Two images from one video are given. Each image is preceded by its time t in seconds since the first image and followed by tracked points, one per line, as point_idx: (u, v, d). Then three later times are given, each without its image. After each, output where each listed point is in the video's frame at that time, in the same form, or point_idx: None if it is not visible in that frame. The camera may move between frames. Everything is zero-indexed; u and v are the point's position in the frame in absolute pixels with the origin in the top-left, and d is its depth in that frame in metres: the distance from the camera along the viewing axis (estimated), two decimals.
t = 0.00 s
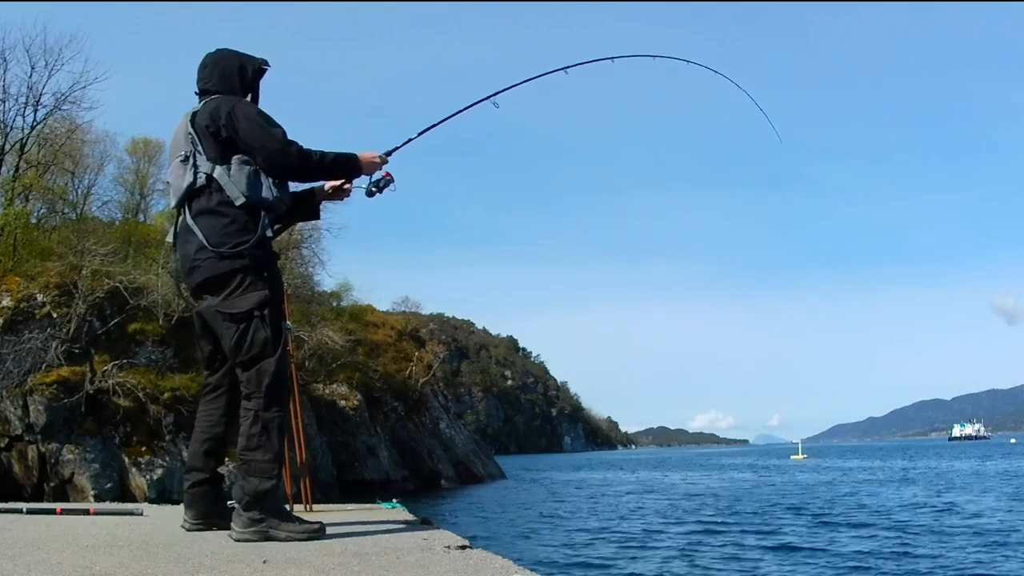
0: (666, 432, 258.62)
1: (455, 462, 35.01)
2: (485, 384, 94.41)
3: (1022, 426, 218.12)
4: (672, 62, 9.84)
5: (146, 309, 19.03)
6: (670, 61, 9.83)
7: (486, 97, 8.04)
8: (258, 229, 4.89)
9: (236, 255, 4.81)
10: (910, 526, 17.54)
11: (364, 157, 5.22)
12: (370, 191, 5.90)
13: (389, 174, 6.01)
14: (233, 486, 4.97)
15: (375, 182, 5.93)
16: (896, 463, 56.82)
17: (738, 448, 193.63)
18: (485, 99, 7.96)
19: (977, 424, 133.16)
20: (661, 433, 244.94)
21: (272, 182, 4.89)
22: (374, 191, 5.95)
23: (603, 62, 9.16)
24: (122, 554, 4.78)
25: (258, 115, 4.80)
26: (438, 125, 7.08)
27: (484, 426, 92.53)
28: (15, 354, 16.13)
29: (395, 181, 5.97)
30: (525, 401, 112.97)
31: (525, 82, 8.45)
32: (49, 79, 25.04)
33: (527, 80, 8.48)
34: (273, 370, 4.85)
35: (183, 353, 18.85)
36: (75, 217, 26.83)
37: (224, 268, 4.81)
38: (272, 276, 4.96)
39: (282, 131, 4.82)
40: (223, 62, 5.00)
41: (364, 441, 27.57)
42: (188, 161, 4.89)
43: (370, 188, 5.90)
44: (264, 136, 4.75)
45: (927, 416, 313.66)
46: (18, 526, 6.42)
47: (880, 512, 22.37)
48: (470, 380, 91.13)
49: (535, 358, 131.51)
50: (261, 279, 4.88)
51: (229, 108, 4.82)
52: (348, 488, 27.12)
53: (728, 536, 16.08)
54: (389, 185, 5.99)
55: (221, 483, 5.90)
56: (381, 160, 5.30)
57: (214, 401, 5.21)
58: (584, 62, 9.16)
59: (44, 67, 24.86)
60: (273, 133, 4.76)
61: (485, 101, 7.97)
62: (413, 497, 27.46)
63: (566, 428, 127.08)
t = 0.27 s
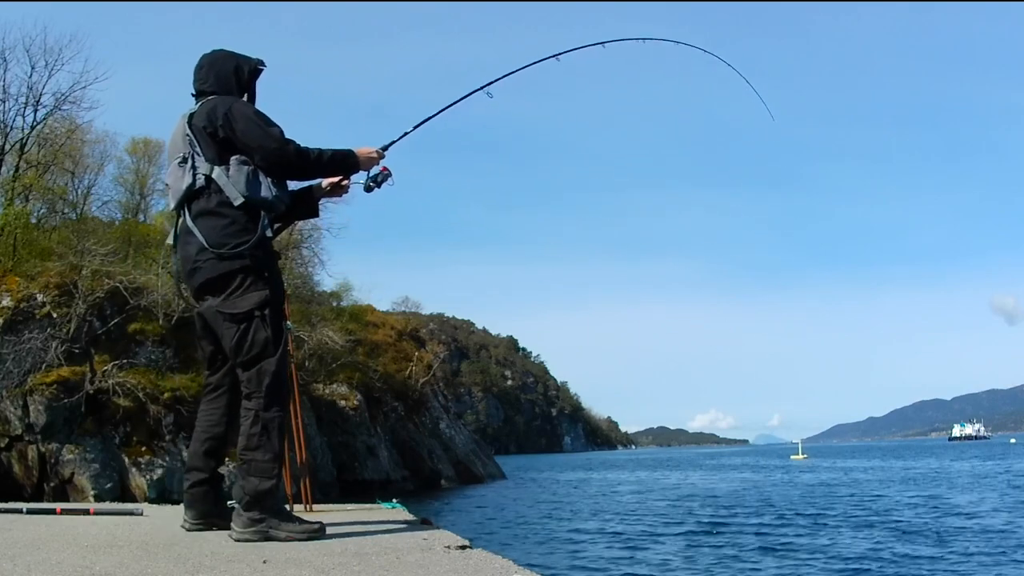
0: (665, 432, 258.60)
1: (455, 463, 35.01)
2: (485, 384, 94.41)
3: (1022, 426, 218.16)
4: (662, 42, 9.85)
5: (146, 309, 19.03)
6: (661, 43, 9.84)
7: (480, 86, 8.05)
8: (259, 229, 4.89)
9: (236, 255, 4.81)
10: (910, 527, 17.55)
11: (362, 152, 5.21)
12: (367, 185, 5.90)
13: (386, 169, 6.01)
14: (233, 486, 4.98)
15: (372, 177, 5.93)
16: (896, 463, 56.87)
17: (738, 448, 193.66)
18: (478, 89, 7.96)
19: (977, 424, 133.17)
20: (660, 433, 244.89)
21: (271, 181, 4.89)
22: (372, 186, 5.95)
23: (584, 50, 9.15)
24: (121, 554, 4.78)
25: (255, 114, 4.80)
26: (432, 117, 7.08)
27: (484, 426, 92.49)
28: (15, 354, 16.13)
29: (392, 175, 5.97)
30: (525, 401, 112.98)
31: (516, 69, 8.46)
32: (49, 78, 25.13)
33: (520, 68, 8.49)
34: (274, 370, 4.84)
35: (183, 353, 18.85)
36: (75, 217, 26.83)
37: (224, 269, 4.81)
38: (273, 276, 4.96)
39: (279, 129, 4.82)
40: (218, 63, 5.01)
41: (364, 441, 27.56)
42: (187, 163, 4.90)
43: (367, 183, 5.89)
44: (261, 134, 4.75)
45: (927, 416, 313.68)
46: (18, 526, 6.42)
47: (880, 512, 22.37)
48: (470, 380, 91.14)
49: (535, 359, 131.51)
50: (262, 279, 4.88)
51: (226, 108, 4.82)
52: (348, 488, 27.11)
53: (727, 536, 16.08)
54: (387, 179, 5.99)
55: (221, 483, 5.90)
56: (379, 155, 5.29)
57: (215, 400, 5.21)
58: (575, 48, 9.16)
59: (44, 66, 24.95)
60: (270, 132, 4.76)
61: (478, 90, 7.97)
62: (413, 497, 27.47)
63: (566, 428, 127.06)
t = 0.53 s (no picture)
0: (665, 432, 258.59)
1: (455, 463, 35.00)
2: (485, 384, 94.42)
3: (1022, 426, 218.18)
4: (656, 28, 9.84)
5: (146, 309, 19.04)
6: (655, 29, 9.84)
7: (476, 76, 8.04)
8: (258, 229, 4.89)
9: (236, 256, 4.81)
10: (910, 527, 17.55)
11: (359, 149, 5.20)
12: (366, 182, 5.90)
13: (384, 164, 6.01)
14: (233, 486, 4.98)
15: (370, 173, 5.92)
16: (896, 463, 56.88)
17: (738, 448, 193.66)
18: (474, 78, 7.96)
19: (977, 424, 133.15)
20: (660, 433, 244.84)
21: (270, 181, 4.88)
22: (369, 181, 5.95)
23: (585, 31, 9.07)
24: (121, 554, 4.78)
25: (251, 114, 4.79)
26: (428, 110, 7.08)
27: (484, 426, 92.43)
28: (15, 354, 16.13)
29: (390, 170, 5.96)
30: (525, 401, 112.95)
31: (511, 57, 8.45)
32: (49, 78, 25.20)
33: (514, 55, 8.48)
34: (273, 370, 4.84)
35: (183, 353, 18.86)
36: (75, 217, 26.83)
37: (225, 269, 4.81)
38: (273, 277, 4.96)
39: (276, 129, 4.81)
40: (215, 64, 5.01)
41: (365, 441, 27.55)
42: (186, 164, 4.90)
43: (365, 179, 5.89)
44: (258, 134, 4.75)
45: (927, 416, 313.69)
46: (18, 526, 6.41)
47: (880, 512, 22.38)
48: (470, 380, 91.13)
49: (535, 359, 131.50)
50: (262, 280, 4.88)
51: (223, 109, 4.82)
52: (348, 488, 27.11)
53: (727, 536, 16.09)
54: (385, 174, 5.99)
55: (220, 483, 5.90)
56: (376, 151, 5.28)
57: (216, 401, 5.21)
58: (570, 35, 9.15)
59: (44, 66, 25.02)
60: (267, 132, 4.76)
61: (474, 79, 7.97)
62: (413, 497, 27.47)
63: (566, 428, 127.05)
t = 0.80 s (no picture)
0: (665, 432, 258.61)
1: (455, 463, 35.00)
2: (485, 384, 94.43)
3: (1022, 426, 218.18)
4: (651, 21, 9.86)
5: (145, 309, 19.03)
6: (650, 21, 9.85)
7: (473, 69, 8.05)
8: (259, 230, 4.88)
9: (236, 257, 4.81)
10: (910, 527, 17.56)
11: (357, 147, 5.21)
12: (364, 178, 5.90)
13: (382, 160, 6.01)
14: (233, 486, 4.98)
15: (368, 171, 5.93)
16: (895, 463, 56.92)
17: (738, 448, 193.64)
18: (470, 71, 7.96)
19: (977, 424, 133.14)
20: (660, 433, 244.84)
21: (269, 181, 4.89)
22: (369, 178, 5.95)
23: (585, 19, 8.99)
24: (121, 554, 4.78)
25: (249, 114, 4.79)
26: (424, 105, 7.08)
27: (484, 426, 92.39)
28: (15, 354, 16.10)
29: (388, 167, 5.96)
30: (525, 401, 112.92)
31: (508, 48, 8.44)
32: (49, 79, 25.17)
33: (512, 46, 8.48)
34: (273, 371, 4.84)
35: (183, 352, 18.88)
36: (75, 217, 26.82)
37: (225, 270, 4.81)
38: (273, 277, 4.95)
39: (274, 128, 4.81)
40: (214, 64, 5.02)
41: (365, 441, 27.54)
42: (185, 166, 4.91)
43: (364, 176, 5.90)
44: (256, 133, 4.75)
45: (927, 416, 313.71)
46: (18, 526, 6.41)
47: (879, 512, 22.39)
48: (470, 380, 91.15)
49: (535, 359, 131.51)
50: (263, 280, 4.88)
51: (221, 109, 4.82)
52: (348, 488, 27.11)
53: (726, 535, 16.10)
54: (383, 170, 5.99)
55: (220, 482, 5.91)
56: (373, 148, 5.28)
57: (216, 401, 5.20)
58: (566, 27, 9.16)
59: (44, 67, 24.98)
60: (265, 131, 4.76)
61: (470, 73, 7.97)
62: (414, 498, 27.47)
63: (566, 428, 127.06)
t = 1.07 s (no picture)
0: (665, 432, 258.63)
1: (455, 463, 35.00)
2: (485, 384, 94.41)
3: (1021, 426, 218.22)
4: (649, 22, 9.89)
5: (145, 309, 19.04)
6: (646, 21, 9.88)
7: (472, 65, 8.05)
8: (259, 231, 4.89)
9: (236, 258, 4.81)
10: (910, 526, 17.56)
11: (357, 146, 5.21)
12: (364, 177, 5.90)
13: (381, 160, 6.00)
14: (233, 486, 4.98)
15: (368, 170, 5.93)
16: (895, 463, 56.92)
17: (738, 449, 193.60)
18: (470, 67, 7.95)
19: (977, 424, 133.12)
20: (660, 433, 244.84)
21: (269, 181, 4.89)
22: (369, 177, 5.95)
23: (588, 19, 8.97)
24: (121, 554, 4.79)
25: (250, 115, 4.78)
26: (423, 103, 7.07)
27: (484, 426, 92.38)
28: (15, 354, 16.10)
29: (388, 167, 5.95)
30: (525, 401, 112.90)
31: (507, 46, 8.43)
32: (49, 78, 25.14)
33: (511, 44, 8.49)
34: (274, 371, 4.84)
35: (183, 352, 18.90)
36: (75, 217, 26.82)
37: (226, 270, 4.81)
38: (273, 279, 4.95)
39: (274, 129, 4.81)
40: (216, 64, 5.02)
41: (364, 441, 27.53)
42: (185, 166, 4.91)
43: (364, 175, 5.90)
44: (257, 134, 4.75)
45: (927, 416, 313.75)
46: (18, 526, 6.42)
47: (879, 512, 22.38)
48: (470, 380, 91.15)
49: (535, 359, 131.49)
50: (263, 280, 4.87)
51: (221, 109, 4.82)
52: (348, 488, 27.11)
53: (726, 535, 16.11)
54: (383, 170, 5.99)
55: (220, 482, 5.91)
56: (373, 148, 5.28)
57: (217, 400, 5.21)
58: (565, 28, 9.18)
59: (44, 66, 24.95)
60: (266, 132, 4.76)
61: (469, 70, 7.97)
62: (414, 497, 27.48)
63: (566, 428, 127.08)
